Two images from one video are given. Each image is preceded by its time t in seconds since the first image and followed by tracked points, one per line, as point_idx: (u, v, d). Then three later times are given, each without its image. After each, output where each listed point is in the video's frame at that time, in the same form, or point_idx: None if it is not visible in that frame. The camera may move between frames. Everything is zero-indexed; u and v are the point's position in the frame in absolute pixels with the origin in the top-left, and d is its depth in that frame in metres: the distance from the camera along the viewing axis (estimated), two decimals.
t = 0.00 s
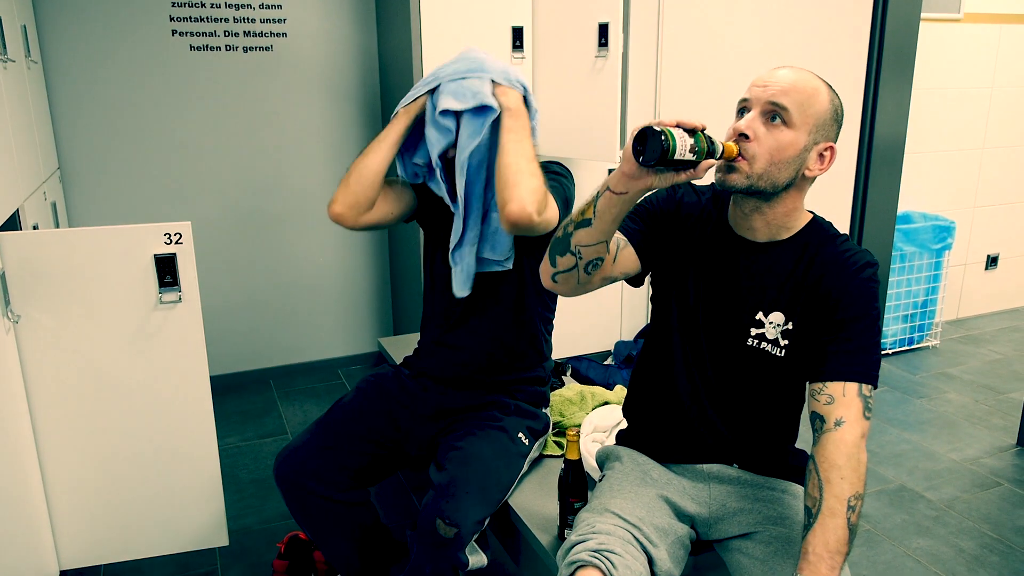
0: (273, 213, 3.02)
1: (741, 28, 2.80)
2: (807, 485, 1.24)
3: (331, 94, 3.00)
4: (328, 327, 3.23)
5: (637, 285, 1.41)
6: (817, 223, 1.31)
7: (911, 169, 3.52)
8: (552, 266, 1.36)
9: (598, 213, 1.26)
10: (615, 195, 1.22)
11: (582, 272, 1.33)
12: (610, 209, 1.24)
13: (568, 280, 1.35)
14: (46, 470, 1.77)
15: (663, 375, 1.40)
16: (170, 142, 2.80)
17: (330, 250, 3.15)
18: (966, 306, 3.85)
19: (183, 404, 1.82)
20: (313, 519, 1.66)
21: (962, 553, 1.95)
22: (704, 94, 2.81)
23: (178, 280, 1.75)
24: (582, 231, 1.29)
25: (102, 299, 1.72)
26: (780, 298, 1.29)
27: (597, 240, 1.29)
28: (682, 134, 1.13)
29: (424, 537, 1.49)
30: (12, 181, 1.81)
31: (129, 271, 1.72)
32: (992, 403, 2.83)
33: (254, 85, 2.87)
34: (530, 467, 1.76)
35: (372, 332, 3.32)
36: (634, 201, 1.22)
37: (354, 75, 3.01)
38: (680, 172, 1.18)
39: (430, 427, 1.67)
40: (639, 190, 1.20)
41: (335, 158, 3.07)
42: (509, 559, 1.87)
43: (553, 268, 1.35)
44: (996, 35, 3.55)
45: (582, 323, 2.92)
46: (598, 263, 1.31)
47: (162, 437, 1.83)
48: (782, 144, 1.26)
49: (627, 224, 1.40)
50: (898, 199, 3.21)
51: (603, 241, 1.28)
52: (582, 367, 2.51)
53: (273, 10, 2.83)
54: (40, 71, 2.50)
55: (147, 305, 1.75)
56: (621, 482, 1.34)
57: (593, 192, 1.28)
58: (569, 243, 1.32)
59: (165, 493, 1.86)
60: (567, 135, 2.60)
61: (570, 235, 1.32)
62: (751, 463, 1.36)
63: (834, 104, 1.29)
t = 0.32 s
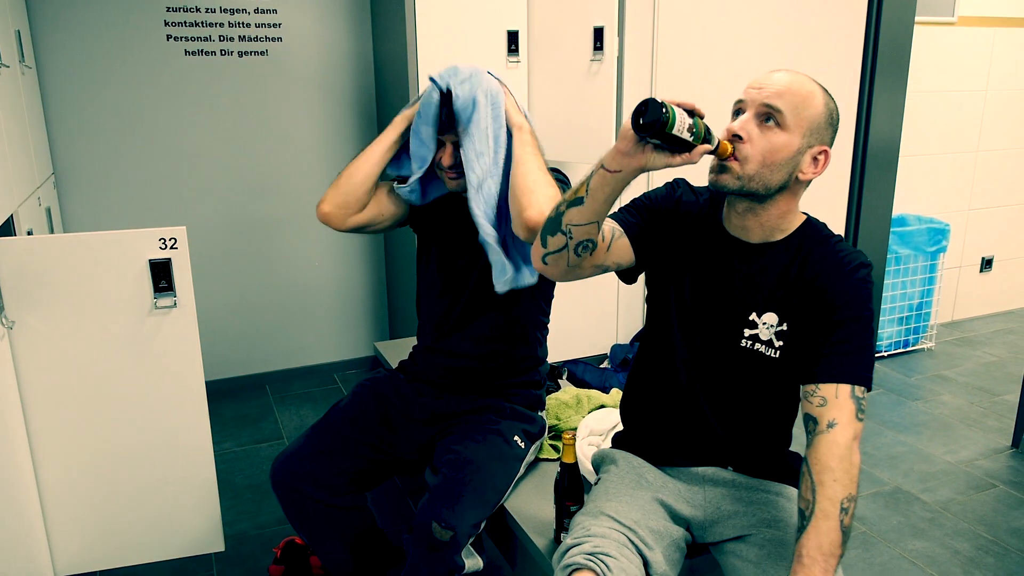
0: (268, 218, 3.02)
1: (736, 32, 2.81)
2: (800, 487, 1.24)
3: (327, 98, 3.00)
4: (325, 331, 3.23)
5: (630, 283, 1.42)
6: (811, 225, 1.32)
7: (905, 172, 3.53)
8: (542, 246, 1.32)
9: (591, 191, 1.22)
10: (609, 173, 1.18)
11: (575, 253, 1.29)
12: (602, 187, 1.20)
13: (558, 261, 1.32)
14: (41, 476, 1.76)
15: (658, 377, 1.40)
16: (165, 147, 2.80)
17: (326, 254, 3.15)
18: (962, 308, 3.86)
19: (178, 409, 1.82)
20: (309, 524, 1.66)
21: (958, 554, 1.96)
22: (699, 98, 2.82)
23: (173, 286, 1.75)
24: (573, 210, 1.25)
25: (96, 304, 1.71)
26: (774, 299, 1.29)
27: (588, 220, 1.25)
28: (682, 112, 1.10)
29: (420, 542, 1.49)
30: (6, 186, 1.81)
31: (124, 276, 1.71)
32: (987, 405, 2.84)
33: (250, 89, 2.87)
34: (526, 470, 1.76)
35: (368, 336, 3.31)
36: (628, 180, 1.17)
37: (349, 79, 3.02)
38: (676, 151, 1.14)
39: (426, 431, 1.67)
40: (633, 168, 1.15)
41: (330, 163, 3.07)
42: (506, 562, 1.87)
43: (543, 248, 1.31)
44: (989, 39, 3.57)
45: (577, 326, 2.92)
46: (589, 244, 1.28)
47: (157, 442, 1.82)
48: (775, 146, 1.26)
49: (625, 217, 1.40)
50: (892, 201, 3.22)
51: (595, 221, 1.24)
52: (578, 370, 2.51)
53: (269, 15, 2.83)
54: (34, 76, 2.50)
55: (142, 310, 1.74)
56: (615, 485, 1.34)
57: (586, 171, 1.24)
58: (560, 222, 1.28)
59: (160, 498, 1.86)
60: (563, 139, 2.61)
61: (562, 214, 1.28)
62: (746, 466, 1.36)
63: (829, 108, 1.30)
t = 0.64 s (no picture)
0: (263, 214, 3.01)
1: (730, 27, 2.80)
2: (802, 478, 1.25)
3: (321, 94, 2.99)
4: (319, 327, 3.23)
5: (627, 277, 1.43)
6: (806, 218, 1.32)
7: (899, 168, 3.54)
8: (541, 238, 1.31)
9: (592, 180, 1.21)
10: (611, 162, 1.17)
11: (573, 245, 1.28)
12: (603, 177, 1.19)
13: (558, 253, 1.30)
14: (34, 472, 1.75)
15: (656, 370, 1.40)
16: (159, 144, 2.79)
17: (321, 250, 3.15)
18: (955, 304, 3.87)
19: (171, 405, 1.81)
20: (301, 519, 1.65)
21: (952, 548, 1.96)
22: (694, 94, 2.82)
23: (166, 281, 1.74)
24: (573, 200, 1.25)
25: (89, 300, 1.71)
26: (773, 289, 1.29)
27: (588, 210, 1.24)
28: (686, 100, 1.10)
29: (416, 536, 1.48)
30: None
31: (117, 272, 1.71)
32: (980, 399, 2.85)
33: (244, 85, 2.86)
34: (522, 465, 1.76)
35: (363, 332, 3.31)
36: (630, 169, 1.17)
37: (343, 75, 3.01)
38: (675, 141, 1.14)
39: (420, 427, 1.67)
40: (633, 158, 1.15)
41: (324, 159, 3.06)
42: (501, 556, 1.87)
43: (542, 241, 1.30)
44: (983, 35, 3.58)
45: (572, 322, 2.92)
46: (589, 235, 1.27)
47: (151, 439, 1.82)
48: (771, 144, 1.26)
49: (623, 209, 1.40)
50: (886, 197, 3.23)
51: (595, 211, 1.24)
52: (572, 366, 2.50)
53: (261, 11, 2.82)
54: (26, 72, 2.49)
55: (135, 306, 1.74)
56: (611, 478, 1.34)
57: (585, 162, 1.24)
58: (559, 213, 1.27)
59: (155, 493, 1.85)
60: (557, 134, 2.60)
61: (561, 205, 1.27)
62: (741, 458, 1.36)
63: (824, 103, 1.30)
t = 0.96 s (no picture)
0: (261, 213, 3.01)
1: (728, 22, 2.80)
2: (804, 475, 1.24)
3: (318, 92, 2.99)
4: (319, 326, 3.22)
5: (626, 271, 1.42)
6: (807, 213, 1.32)
7: (897, 162, 3.54)
8: (545, 227, 1.30)
9: (600, 165, 1.21)
10: (621, 146, 1.17)
11: (580, 232, 1.28)
12: (612, 161, 1.19)
13: (561, 242, 1.30)
14: (34, 473, 1.75)
15: (656, 365, 1.40)
16: (157, 143, 2.79)
17: (320, 248, 3.14)
18: (955, 298, 3.87)
19: (172, 405, 1.82)
20: (300, 518, 1.66)
21: (952, 542, 1.97)
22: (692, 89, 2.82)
23: (165, 281, 1.74)
24: (580, 186, 1.24)
25: (88, 300, 1.70)
26: (773, 286, 1.29)
27: (595, 196, 1.23)
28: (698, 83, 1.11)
29: (415, 534, 1.48)
30: None
31: (116, 272, 1.70)
32: (981, 394, 2.85)
33: (241, 84, 2.86)
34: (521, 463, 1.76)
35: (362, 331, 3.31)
36: (640, 153, 1.17)
37: (341, 72, 3.00)
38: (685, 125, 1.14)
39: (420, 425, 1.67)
40: (642, 142, 1.16)
41: (322, 157, 3.06)
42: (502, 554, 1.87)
43: (546, 229, 1.29)
44: (981, 28, 3.57)
45: (572, 319, 2.92)
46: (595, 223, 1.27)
47: (151, 438, 1.82)
48: (777, 135, 1.26)
49: (626, 200, 1.40)
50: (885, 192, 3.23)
51: (602, 198, 1.23)
52: (572, 363, 2.50)
53: (259, 9, 2.81)
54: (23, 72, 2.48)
55: (134, 306, 1.74)
56: (611, 476, 1.34)
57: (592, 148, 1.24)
58: (565, 200, 1.27)
59: (156, 492, 1.85)
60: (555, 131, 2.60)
61: (568, 191, 1.27)
62: (741, 455, 1.36)
63: (830, 98, 1.30)
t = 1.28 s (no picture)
0: (266, 213, 2.99)
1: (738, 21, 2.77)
2: (810, 478, 1.21)
3: (325, 93, 2.97)
4: (324, 327, 3.21)
5: (633, 249, 1.45)
6: (817, 204, 1.28)
7: (908, 163, 3.51)
8: (556, 157, 1.32)
9: (615, 84, 1.24)
10: (639, 65, 1.21)
11: (589, 152, 1.27)
12: (630, 79, 1.22)
13: (570, 172, 1.31)
14: (37, 475, 1.74)
15: (666, 354, 1.39)
16: (162, 143, 2.77)
17: (325, 248, 3.13)
18: (965, 300, 3.84)
19: (177, 407, 1.80)
20: (295, 514, 1.67)
21: (966, 548, 1.94)
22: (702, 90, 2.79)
23: (170, 283, 1.72)
24: (596, 108, 1.26)
25: (93, 302, 1.69)
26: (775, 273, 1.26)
27: (608, 118, 1.25)
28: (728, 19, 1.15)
29: (419, 543, 1.51)
30: None
31: (121, 273, 1.69)
32: (993, 397, 2.82)
33: (247, 84, 2.84)
34: (530, 468, 1.78)
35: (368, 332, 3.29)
36: (663, 70, 1.20)
37: (347, 72, 2.98)
38: (705, 53, 1.17)
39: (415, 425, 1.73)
40: (660, 64, 1.20)
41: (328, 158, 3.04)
42: (507, 557, 1.83)
43: (555, 159, 1.31)
44: (992, 28, 3.54)
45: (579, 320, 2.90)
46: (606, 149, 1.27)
47: (156, 441, 1.80)
48: (787, 112, 1.23)
49: (646, 168, 1.41)
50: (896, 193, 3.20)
51: (616, 117, 1.24)
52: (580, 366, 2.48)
53: (265, 9, 2.80)
54: (29, 71, 2.47)
55: (140, 307, 1.72)
56: (621, 482, 1.32)
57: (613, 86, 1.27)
58: (578, 126, 1.28)
59: (160, 495, 1.84)
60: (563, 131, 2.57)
61: (582, 115, 1.28)
62: (753, 461, 1.34)
63: (844, 84, 1.27)
